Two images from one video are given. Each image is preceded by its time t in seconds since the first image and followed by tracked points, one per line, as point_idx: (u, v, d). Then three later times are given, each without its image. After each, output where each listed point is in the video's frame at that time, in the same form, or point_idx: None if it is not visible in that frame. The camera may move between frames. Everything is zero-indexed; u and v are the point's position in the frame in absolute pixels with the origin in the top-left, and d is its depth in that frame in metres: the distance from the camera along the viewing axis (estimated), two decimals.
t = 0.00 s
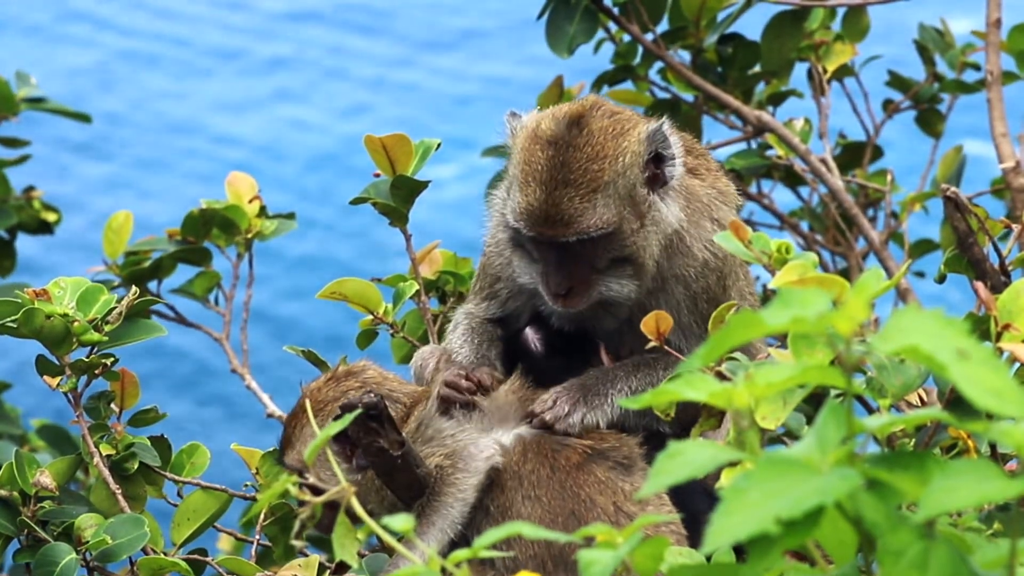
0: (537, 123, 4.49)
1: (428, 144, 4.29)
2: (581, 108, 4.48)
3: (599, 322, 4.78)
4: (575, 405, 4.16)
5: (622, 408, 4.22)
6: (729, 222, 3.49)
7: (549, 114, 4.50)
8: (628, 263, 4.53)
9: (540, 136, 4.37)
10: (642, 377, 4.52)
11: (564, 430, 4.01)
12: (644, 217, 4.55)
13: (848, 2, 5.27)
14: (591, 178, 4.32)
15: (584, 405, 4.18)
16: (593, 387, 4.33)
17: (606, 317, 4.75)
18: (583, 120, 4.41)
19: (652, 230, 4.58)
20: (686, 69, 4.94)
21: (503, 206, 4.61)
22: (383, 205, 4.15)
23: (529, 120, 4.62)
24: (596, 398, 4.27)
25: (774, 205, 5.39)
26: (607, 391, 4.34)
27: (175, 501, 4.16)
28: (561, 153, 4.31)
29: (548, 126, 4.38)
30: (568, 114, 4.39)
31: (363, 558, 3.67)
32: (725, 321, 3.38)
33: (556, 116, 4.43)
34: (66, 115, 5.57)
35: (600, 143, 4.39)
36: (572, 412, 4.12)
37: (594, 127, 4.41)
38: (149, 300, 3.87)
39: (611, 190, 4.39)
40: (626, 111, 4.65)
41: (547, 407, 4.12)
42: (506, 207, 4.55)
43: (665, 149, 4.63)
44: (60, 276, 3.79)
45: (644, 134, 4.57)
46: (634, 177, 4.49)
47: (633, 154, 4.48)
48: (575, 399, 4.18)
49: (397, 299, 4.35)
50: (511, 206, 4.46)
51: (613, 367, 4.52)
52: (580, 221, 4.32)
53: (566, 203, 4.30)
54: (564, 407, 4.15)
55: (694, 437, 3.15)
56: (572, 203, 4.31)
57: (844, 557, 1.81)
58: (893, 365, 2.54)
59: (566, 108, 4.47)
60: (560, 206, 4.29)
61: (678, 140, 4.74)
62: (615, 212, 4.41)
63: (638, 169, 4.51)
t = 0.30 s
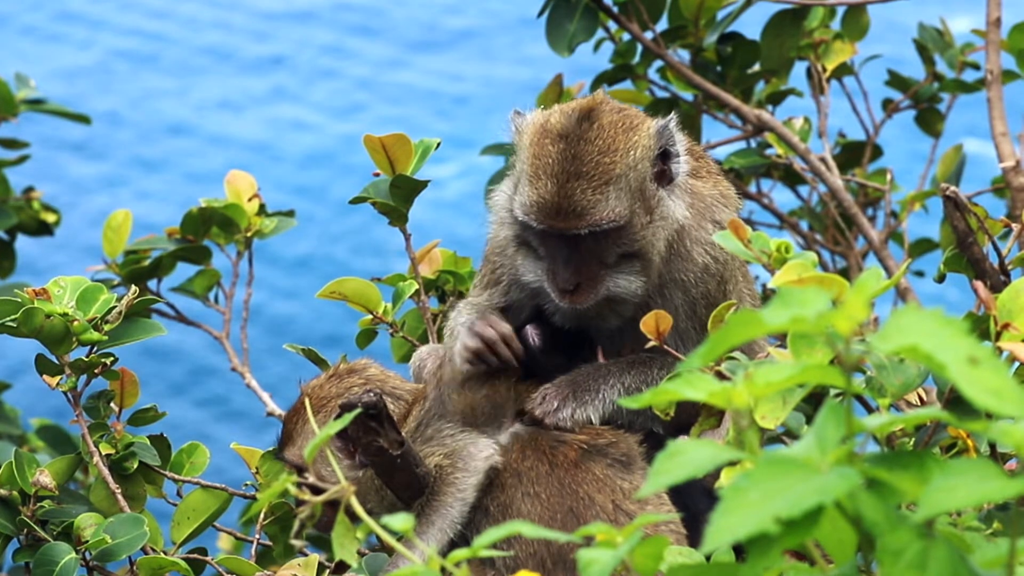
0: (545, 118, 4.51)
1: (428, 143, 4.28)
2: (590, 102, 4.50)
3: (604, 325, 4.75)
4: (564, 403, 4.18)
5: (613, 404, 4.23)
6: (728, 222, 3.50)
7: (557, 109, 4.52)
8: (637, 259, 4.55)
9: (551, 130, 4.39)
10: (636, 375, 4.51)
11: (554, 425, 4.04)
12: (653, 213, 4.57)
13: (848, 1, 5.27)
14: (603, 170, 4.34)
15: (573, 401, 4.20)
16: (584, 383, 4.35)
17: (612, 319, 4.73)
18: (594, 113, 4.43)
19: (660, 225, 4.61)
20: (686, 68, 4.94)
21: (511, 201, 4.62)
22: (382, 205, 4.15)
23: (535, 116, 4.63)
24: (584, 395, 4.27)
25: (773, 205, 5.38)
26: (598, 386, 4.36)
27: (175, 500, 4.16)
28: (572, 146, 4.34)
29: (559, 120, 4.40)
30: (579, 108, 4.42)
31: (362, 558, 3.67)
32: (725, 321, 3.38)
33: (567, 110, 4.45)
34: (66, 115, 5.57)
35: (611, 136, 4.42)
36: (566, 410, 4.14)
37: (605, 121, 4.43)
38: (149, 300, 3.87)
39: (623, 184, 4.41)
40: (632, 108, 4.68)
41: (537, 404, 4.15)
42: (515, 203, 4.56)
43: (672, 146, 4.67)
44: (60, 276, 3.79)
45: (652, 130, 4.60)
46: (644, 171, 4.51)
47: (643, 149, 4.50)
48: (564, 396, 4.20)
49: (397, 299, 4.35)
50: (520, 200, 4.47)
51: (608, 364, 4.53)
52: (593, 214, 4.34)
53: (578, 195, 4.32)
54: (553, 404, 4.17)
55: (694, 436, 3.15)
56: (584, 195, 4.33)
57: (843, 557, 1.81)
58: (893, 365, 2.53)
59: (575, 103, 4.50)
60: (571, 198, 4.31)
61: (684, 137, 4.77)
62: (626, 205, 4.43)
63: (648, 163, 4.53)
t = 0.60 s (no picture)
0: (558, 117, 4.50)
1: (428, 144, 4.28)
2: (603, 104, 4.50)
3: (606, 326, 4.70)
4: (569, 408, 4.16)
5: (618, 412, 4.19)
6: (728, 223, 3.50)
7: (570, 110, 4.52)
8: (641, 263, 4.53)
9: (562, 129, 4.37)
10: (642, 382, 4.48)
11: (558, 429, 4.05)
12: (660, 217, 4.56)
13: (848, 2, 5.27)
14: (612, 173, 4.33)
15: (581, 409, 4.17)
16: (592, 389, 4.31)
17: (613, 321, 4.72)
18: (606, 116, 4.43)
19: (666, 232, 4.60)
20: (686, 69, 4.94)
21: (518, 199, 4.61)
22: (382, 206, 4.15)
23: (548, 113, 4.62)
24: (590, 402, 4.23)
25: (773, 206, 5.38)
26: (605, 392, 4.32)
27: (174, 501, 4.16)
28: (583, 146, 4.33)
29: (571, 120, 4.39)
30: (592, 110, 4.41)
31: (362, 558, 3.67)
32: (725, 322, 3.38)
33: (580, 110, 4.44)
34: (66, 115, 5.56)
35: (622, 139, 4.41)
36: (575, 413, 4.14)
37: (617, 124, 4.43)
38: (149, 300, 3.87)
39: (631, 187, 4.40)
40: (646, 112, 4.68)
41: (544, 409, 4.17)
42: (522, 199, 4.54)
43: (684, 152, 4.67)
44: (60, 276, 3.79)
45: (664, 136, 4.61)
46: (653, 176, 4.51)
47: (654, 154, 4.50)
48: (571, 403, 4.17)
49: (397, 299, 4.35)
50: (527, 198, 4.45)
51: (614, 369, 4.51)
52: (599, 215, 4.32)
53: (586, 196, 4.31)
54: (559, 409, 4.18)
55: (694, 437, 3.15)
56: (592, 196, 4.31)
57: (843, 558, 1.80)
58: (892, 365, 2.53)
59: (588, 104, 4.49)
60: (579, 199, 4.30)
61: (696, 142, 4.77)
62: (634, 209, 4.42)
63: (658, 168, 4.53)
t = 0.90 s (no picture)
0: (543, 122, 4.54)
1: (428, 143, 4.28)
2: (587, 109, 4.54)
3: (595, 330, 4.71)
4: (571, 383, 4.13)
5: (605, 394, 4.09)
6: (728, 223, 3.50)
7: (556, 115, 4.56)
8: (627, 268, 4.55)
9: (546, 135, 4.42)
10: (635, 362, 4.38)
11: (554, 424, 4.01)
12: (644, 223, 4.58)
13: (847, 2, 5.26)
14: (594, 178, 4.37)
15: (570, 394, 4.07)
16: (590, 362, 4.28)
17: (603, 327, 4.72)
18: (590, 121, 4.46)
19: (651, 236, 4.61)
20: (686, 69, 4.94)
21: (503, 204, 4.65)
22: (382, 205, 4.15)
23: (535, 120, 4.67)
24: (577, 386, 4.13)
25: (773, 206, 5.38)
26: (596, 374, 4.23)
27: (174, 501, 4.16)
28: (565, 152, 4.37)
29: (555, 125, 4.44)
30: (576, 115, 4.45)
31: (363, 558, 3.66)
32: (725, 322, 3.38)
33: (563, 117, 4.48)
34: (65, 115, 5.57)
35: (605, 145, 4.45)
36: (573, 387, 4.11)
37: (600, 129, 4.47)
38: (149, 300, 3.87)
39: (614, 192, 4.43)
40: (632, 117, 4.71)
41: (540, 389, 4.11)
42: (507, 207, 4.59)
43: (670, 157, 4.68)
44: (60, 276, 3.79)
45: (649, 140, 4.63)
46: (637, 181, 4.54)
47: (637, 159, 4.53)
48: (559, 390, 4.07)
49: (397, 299, 4.34)
50: (512, 203, 4.50)
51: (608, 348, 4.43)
52: (582, 220, 4.36)
53: (568, 201, 4.35)
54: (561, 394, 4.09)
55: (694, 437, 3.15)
56: (574, 202, 4.35)
57: (843, 558, 1.80)
58: (892, 365, 2.53)
59: (573, 109, 4.53)
60: (562, 204, 4.34)
61: (683, 147, 4.78)
62: (617, 213, 4.45)
63: (642, 173, 4.55)
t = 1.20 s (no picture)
0: (517, 123, 4.57)
1: (428, 143, 4.29)
2: (560, 108, 4.56)
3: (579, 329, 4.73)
4: (522, 426, 4.03)
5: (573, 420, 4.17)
6: (728, 224, 3.50)
7: (528, 116, 4.58)
8: (606, 264, 4.58)
9: (518, 135, 4.45)
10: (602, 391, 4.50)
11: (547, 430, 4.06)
12: (622, 217, 4.60)
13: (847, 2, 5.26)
14: (568, 175, 4.40)
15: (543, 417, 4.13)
16: (531, 398, 4.28)
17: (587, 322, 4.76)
18: (562, 118, 4.49)
19: (630, 231, 4.62)
20: (686, 69, 4.94)
21: (482, 207, 4.68)
22: (382, 206, 4.15)
23: (509, 121, 4.70)
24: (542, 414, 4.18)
25: (773, 206, 5.38)
26: (560, 406, 4.28)
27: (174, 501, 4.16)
28: (538, 150, 4.40)
29: (527, 125, 4.46)
30: (547, 113, 4.48)
31: (362, 558, 3.66)
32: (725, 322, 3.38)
33: (535, 117, 4.51)
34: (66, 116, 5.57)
35: (578, 142, 4.47)
36: (525, 427, 4.02)
37: (573, 126, 4.49)
38: (149, 300, 3.87)
39: (589, 188, 4.46)
40: (607, 113, 4.72)
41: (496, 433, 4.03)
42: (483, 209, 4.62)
43: (646, 151, 4.68)
44: (60, 276, 3.79)
45: (624, 135, 4.62)
46: (612, 176, 4.55)
47: (611, 154, 4.54)
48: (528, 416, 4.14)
49: (396, 299, 4.35)
50: (489, 205, 4.53)
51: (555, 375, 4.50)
52: (557, 218, 4.39)
53: (543, 199, 4.38)
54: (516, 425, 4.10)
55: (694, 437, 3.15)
56: (548, 199, 4.39)
57: (843, 558, 1.80)
58: (892, 365, 2.53)
59: (545, 109, 4.56)
60: (537, 202, 4.37)
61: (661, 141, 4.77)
62: (592, 209, 4.48)
63: (617, 168, 4.57)
